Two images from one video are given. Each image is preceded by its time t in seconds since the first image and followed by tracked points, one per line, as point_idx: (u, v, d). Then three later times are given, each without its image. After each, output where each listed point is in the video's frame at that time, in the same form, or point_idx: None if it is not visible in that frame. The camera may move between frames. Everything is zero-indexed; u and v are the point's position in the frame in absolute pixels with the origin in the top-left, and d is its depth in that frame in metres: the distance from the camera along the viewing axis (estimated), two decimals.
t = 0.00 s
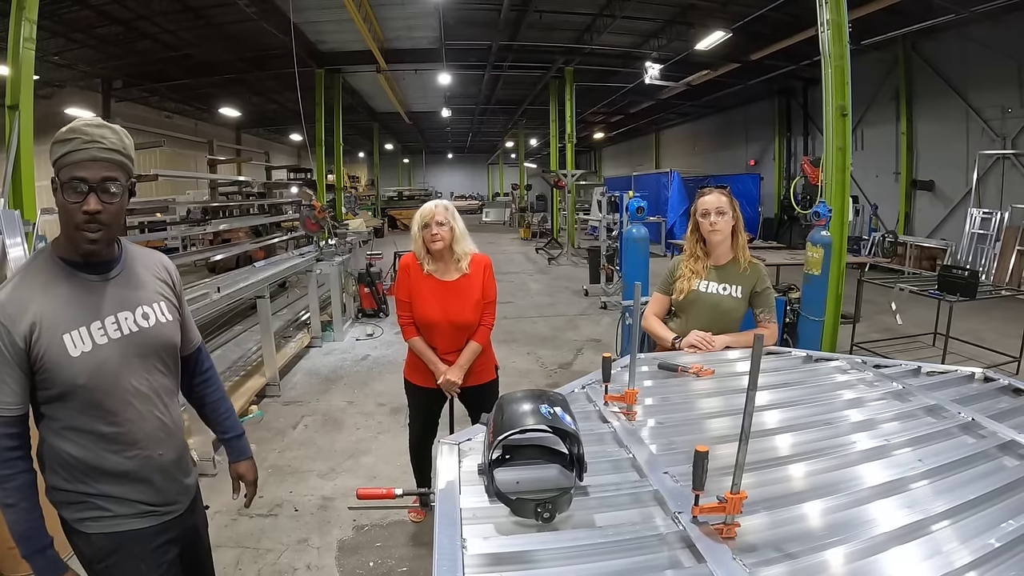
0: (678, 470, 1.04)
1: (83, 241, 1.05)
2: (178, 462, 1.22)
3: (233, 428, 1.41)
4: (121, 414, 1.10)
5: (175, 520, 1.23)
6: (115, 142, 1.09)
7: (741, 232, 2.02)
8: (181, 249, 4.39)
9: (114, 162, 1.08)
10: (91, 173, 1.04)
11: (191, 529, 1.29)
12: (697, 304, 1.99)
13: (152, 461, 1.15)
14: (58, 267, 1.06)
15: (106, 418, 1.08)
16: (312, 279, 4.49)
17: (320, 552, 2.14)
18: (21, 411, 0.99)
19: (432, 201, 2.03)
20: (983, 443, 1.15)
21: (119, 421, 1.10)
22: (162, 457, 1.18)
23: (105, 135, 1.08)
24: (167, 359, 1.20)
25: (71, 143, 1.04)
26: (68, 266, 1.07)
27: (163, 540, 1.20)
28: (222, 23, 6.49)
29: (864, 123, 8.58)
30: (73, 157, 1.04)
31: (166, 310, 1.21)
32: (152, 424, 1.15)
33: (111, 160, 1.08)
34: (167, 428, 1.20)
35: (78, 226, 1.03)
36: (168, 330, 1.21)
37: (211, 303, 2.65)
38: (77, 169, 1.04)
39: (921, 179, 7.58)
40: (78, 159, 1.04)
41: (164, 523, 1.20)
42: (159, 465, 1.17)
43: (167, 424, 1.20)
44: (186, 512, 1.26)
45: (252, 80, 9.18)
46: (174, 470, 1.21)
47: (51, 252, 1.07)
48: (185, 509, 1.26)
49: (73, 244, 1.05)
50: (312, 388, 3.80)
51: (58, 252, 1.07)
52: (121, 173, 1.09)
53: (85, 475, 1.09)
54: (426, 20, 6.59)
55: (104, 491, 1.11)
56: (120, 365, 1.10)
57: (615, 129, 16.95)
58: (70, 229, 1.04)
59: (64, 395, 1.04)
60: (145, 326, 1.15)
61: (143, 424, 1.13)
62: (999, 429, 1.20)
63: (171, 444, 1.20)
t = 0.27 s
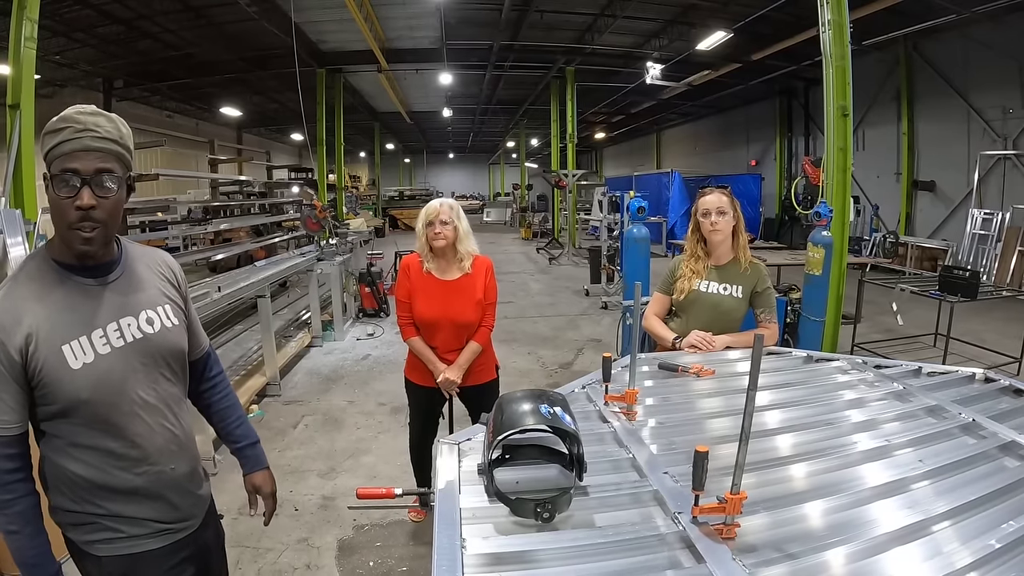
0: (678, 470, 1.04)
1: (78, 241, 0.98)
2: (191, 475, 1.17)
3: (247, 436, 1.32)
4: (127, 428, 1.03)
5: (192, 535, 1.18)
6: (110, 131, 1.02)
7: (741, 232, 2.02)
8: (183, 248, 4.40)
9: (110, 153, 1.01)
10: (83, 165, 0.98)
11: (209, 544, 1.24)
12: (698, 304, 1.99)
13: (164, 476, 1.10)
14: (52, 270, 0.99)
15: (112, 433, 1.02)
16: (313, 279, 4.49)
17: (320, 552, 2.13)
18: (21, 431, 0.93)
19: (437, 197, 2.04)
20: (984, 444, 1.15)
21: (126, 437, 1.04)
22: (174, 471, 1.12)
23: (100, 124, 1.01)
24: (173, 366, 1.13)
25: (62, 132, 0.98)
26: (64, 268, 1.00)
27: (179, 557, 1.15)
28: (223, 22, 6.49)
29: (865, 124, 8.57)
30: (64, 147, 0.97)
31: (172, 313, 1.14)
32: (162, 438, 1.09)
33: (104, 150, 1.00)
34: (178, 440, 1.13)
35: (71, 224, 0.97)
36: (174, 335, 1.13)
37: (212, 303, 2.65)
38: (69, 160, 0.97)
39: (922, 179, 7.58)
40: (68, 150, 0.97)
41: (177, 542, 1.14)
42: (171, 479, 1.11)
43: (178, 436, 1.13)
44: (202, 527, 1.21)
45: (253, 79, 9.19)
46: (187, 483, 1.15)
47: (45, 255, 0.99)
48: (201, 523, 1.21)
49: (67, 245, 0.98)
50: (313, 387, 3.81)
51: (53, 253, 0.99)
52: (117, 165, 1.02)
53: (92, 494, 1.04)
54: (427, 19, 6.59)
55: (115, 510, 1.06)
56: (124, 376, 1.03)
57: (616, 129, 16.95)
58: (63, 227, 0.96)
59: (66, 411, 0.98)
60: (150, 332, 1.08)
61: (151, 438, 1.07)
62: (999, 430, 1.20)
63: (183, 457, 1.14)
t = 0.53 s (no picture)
0: (680, 471, 1.04)
1: (76, 244, 0.93)
2: (195, 486, 1.12)
3: (249, 441, 1.30)
4: (128, 439, 0.99)
5: (198, 548, 1.14)
6: (111, 128, 0.98)
7: (743, 231, 2.01)
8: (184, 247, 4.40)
9: (111, 150, 0.97)
10: (83, 164, 0.94)
11: (215, 558, 1.19)
12: (699, 303, 1.99)
13: (165, 490, 1.05)
14: (47, 274, 0.94)
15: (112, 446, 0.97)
16: (315, 278, 4.49)
17: (321, 552, 2.13)
18: (18, 446, 0.87)
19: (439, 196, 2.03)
20: (984, 445, 1.15)
21: (127, 450, 0.99)
22: (177, 484, 1.07)
23: (101, 119, 0.96)
24: (174, 373, 1.08)
25: (61, 127, 0.93)
26: (59, 272, 0.95)
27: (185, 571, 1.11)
28: (225, 21, 6.49)
29: (866, 124, 8.56)
30: (63, 144, 0.93)
31: (172, 317, 1.10)
32: (163, 450, 1.04)
33: (105, 148, 0.96)
34: (182, 451, 1.09)
35: (70, 225, 0.92)
36: (176, 341, 1.09)
37: (213, 303, 2.65)
38: (68, 158, 0.93)
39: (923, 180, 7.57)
40: (68, 146, 0.93)
41: (178, 557, 1.09)
42: (174, 493, 1.07)
43: (180, 447, 1.09)
44: (209, 540, 1.17)
45: (255, 79, 9.19)
46: (191, 496, 1.11)
47: (39, 258, 0.94)
48: (208, 534, 1.16)
49: (63, 248, 0.93)
50: (314, 387, 3.81)
51: (47, 255, 0.94)
52: (120, 164, 0.98)
53: (91, 511, 0.99)
54: (429, 19, 6.59)
55: (114, 527, 1.01)
56: (124, 386, 0.98)
57: (617, 129, 16.95)
58: (60, 229, 0.92)
59: (65, 424, 0.93)
60: (150, 337, 1.04)
61: (153, 451, 1.03)
62: (1001, 431, 1.20)
63: (185, 469, 1.10)
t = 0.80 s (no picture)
0: (682, 472, 1.04)
1: (72, 241, 0.89)
2: (197, 493, 1.09)
3: (249, 449, 1.28)
4: (127, 445, 0.95)
5: (200, 555, 1.10)
6: (114, 123, 0.95)
7: (744, 232, 2.01)
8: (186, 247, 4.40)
9: (112, 145, 0.94)
10: (83, 158, 0.90)
11: (218, 565, 1.15)
12: (700, 304, 1.99)
13: (164, 500, 1.02)
14: (47, 273, 0.91)
15: (110, 452, 0.94)
16: (316, 278, 4.49)
17: (322, 552, 2.13)
18: (14, 449, 0.84)
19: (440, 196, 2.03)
20: (986, 446, 1.15)
21: (125, 456, 0.96)
22: (176, 493, 1.04)
23: (103, 113, 0.93)
24: (177, 379, 1.05)
25: (62, 121, 0.90)
26: (58, 270, 0.92)
27: None
28: (227, 22, 6.49)
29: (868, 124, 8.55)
30: (63, 139, 0.90)
31: (177, 321, 1.07)
32: (164, 458, 1.01)
33: (106, 143, 0.93)
34: (183, 458, 1.05)
35: (67, 222, 0.89)
36: (181, 345, 1.07)
37: (215, 303, 2.66)
38: (67, 152, 0.90)
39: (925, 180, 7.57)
40: (67, 140, 0.90)
41: (178, 567, 1.06)
42: (173, 502, 1.03)
43: (181, 455, 1.05)
44: (211, 547, 1.13)
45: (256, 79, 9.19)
46: (193, 504, 1.08)
47: (37, 256, 0.91)
48: (211, 541, 1.13)
49: (62, 247, 0.90)
50: (315, 387, 3.81)
51: (46, 255, 0.92)
52: (121, 159, 0.95)
53: (89, 518, 0.96)
54: (430, 19, 6.60)
55: (111, 536, 0.98)
56: (126, 392, 0.95)
57: (618, 129, 16.95)
58: (57, 225, 0.89)
59: (62, 429, 0.90)
60: (153, 342, 1.00)
61: (154, 458, 0.99)
62: (1003, 432, 1.20)
63: (187, 476, 1.06)
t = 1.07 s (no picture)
0: (682, 473, 1.04)
1: (83, 243, 0.89)
2: (205, 497, 1.08)
3: (262, 450, 1.27)
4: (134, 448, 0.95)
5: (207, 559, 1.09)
6: (124, 123, 0.94)
7: (746, 232, 2.02)
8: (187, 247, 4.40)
9: (123, 146, 0.93)
10: (93, 160, 0.90)
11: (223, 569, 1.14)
12: (702, 305, 1.99)
13: (171, 504, 1.01)
14: (57, 275, 0.91)
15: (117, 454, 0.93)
16: (317, 279, 4.50)
17: (323, 553, 2.13)
18: (20, 452, 0.84)
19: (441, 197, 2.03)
20: (987, 447, 1.15)
21: (131, 458, 0.95)
22: (183, 497, 1.03)
23: (114, 113, 0.93)
24: (187, 382, 1.04)
25: (71, 122, 0.90)
26: (68, 271, 0.92)
27: None
28: (229, 22, 6.50)
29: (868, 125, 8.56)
30: (72, 140, 0.90)
31: (188, 322, 1.06)
32: (171, 461, 1.00)
33: (116, 143, 0.92)
34: (190, 462, 1.04)
35: (78, 224, 0.89)
36: (192, 347, 1.06)
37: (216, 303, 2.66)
38: (77, 154, 0.90)
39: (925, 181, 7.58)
40: (77, 141, 0.90)
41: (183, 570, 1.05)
42: (178, 507, 1.02)
43: (189, 458, 1.04)
44: (218, 551, 1.12)
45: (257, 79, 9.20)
46: (199, 508, 1.06)
47: (47, 257, 0.91)
48: (217, 545, 1.12)
49: (71, 248, 0.90)
50: (316, 388, 3.81)
51: (56, 256, 0.91)
52: (132, 161, 0.95)
53: (94, 520, 0.96)
54: (431, 20, 6.60)
55: (115, 538, 0.98)
56: (134, 395, 0.94)
57: (618, 130, 16.96)
58: (68, 227, 0.89)
59: (69, 432, 0.89)
60: (163, 344, 1.00)
61: (161, 461, 0.99)
62: (1004, 433, 1.20)
63: (194, 480, 1.05)
